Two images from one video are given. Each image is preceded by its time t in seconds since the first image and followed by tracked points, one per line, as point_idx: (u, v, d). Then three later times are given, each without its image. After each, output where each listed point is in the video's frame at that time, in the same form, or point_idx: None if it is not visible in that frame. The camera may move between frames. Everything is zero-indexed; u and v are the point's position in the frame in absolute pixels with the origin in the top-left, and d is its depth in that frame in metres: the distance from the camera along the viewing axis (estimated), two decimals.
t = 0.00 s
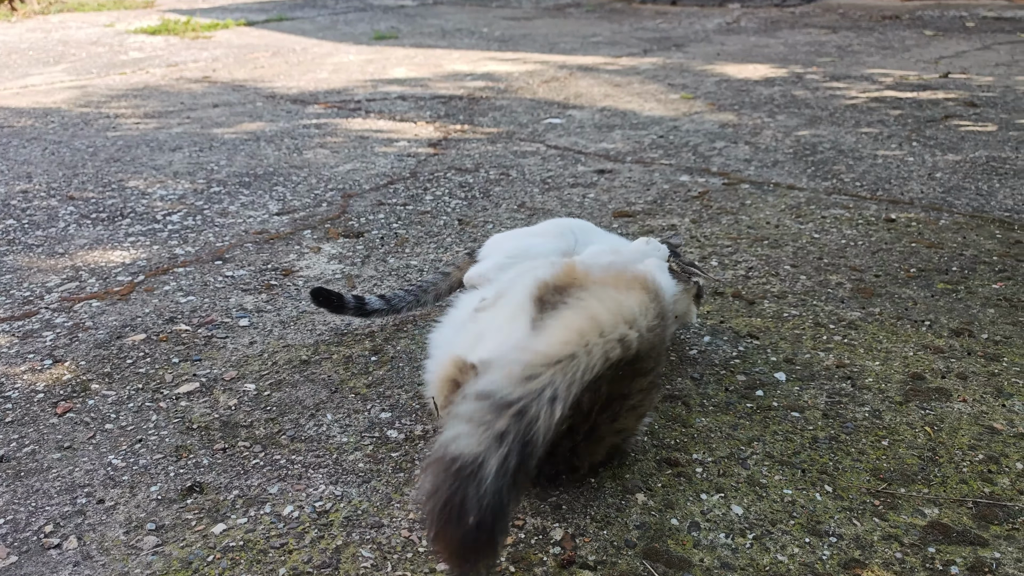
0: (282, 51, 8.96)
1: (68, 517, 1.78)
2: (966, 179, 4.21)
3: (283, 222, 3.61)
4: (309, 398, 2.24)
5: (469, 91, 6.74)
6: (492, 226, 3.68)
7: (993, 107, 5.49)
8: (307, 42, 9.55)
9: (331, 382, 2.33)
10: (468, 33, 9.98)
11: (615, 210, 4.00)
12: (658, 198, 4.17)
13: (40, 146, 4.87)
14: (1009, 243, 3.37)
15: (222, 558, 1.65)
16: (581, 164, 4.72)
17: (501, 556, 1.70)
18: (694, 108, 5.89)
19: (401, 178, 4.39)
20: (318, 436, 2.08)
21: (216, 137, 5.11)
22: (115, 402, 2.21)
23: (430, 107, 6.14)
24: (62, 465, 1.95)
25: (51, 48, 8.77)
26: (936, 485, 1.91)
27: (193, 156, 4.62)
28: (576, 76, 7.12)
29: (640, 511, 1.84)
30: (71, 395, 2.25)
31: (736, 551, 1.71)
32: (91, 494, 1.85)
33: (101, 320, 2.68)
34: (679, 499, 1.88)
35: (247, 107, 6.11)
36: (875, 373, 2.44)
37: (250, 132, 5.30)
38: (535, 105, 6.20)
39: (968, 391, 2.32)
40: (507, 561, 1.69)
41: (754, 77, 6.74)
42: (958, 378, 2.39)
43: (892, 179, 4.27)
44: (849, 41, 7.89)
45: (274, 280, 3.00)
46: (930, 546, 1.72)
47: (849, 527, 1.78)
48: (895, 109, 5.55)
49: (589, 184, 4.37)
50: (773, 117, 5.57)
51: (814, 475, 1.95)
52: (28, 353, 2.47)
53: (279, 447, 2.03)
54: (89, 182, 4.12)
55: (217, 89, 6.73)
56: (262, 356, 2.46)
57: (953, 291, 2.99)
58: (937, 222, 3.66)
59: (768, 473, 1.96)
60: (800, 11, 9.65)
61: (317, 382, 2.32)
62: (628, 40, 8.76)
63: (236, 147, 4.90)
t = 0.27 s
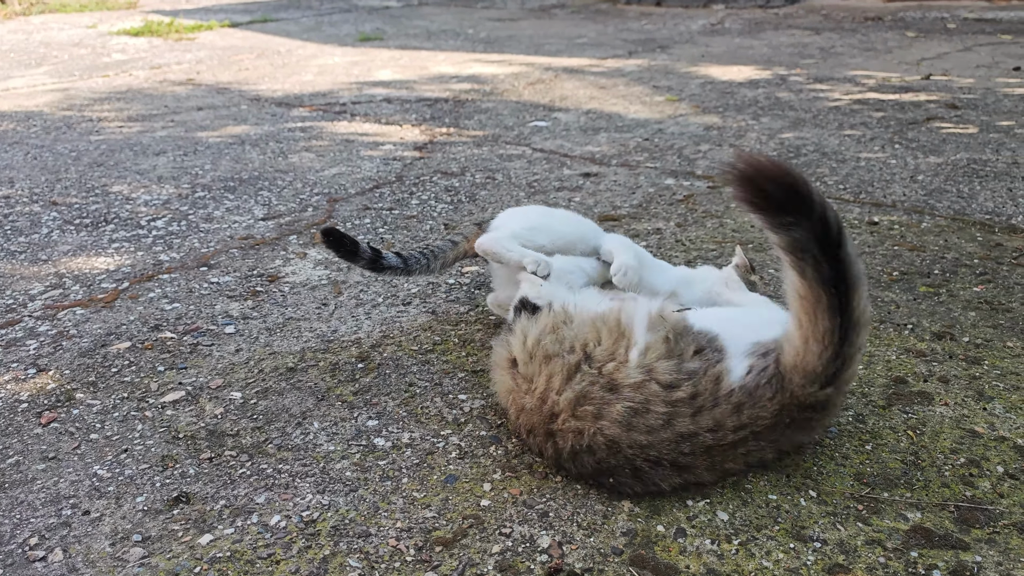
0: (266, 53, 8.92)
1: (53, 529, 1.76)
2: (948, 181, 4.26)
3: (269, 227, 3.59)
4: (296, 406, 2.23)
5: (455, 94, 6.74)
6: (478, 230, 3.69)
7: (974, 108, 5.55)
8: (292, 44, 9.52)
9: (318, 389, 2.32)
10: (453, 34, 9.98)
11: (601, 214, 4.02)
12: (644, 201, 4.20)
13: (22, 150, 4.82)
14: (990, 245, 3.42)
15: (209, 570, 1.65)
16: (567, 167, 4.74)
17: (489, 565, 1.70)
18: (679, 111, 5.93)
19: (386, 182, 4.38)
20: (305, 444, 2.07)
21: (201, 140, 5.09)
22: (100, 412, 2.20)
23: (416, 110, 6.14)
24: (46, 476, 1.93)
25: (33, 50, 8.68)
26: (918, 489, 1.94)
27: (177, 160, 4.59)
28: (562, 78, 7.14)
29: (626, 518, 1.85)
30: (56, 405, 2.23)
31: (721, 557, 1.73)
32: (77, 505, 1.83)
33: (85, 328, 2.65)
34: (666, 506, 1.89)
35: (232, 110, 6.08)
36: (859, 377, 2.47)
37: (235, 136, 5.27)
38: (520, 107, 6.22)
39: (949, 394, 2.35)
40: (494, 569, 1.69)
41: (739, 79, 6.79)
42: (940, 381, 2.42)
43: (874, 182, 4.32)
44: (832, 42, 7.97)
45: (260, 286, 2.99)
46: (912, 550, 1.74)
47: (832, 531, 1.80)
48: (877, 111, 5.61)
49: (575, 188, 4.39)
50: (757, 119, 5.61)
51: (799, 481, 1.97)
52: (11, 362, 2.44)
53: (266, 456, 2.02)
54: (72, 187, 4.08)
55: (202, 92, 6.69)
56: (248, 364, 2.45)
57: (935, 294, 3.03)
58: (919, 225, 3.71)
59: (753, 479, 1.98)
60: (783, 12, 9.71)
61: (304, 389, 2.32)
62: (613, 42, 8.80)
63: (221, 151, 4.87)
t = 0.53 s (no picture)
0: (251, 57, 8.88)
1: (38, 546, 1.75)
2: (929, 187, 4.32)
3: (254, 236, 3.58)
4: (282, 418, 2.23)
5: (440, 99, 6.75)
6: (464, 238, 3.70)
7: (954, 113, 5.62)
8: (277, 49, 9.48)
9: (304, 401, 2.32)
10: (438, 39, 9.99)
11: (586, 222, 4.05)
12: (629, 209, 4.22)
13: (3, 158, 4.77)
14: (970, 252, 3.47)
15: None
16: (552, 174, 4.76)
17: None
18: (663, 116, 5.97)
19: (372, 189, 4.38)
20: (292, 457, 2.07)
21: (185, 147, 5.06)
22: (85, 426, 2.18)
23: (401, 116, 6.14)
24: (31, 492, 1.91)
25: (15, 55, 8.60)
26: (900, 498, 1.97)
27: (162, 168, 4.56)
28: (547, 84, 7.17)
29: (612, 530, 1.87)
30: (40, 419, 2.21)
31: (706, 568, 1.74)
32: (62, 522, 1.82)
33: (69, 340, 2.63)
34: (651, 517, 1.91)
35: (216, 116, 6.04)
36: (842, 386, 2.51)
37: (219, 143, 5.25)
38: (506, 113, 6.23)
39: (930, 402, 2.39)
40: None
41: (723, 84, 6.85)
42: (921, 389, 2.46)
43: (857, 188, 4.37)
44: (815, 47, 8.06)
45: (245, 296, 2.98)
46: (894, 559, 1.77)
47: (816, 541, 1.82)
48: (860, 117, 5.69)
49: (560, 195, 4.41)
50: (741, 125, 5.66)
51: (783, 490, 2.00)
52: None
53: (253, 469, 2.02)
54: (55, 196, 4.04)
55: (186, 97, 6.65)
56: (234, 375, 2.44)
57: (916, 301, 3.07)
58: (900, 231, 3.76)
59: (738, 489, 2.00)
60: (767, 16, 9.79)
61: (290, 401, 2.32)
62: (598, 46, 8.84)
63: (205, 158, 4.85)
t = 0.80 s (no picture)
0: (235, 64, 8.84)
1: (22, 564, 1.73)
2: (910, 194, 4.38)
3: (239, 246, 3.57)
4: (269, 431, 2.23)
5: (425, 106, 6.75)
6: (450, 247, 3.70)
7: (934, 119, 5.71)
8: (261, 55, 9.45)
9: (290, 414, 2.32)
10: (423, 45, 9.99)
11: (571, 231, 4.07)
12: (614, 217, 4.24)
13: None
14: (949, 258, 3.53)
15: None
16: (537, 182, 4.77)
17: None
18: (648, 123, 6.01)
19: (357, 198, 4.37)
20: (278, 471, 2.07)
21: (169, 156, 5.03)
22: (69, 441, 2.17)
23: (387, 123, 6.14)
24: (15, 509, 1.90)
25: None
26: (882, 506, 1.99)
27: (145, 177, 4.53)
28: (531, 90, 7.20)
29: (598, 540, 1.88)
30: (23, 435, 2.19)
31: None
32: (46, 539, 1.80)
33: (52, 353, 2.61)
34: (637, 528, 1.93)
35: (200, 124, 6.01)
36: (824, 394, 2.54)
37: (204, 151, 5.22)
38: (491, 120, 6.25)
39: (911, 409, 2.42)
40: None
41: (706, 90, 6.91)
42: (902, 397, 2.49)
43: (839, 195, 4.43)
44: (797, 52, 8.16)
45: (230, 308, 2.97)
46: (877, 567, 1.79)
47: (799, 551, 1.84)
48: (842, 123, 5.76)
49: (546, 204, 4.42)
50: (724, 132, 5.72)
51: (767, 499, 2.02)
52: None
53: (239, 484, 2.01)
54: (37, 206, 4.01)
55: (169, 105, 6.61)
56: (220, 388, 2.44)
57: (897, 308, 3.11)
58: (882, 238, 3.82)
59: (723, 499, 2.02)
60: (749, 21, 9.88)
61: (277, 414, 2.31)
62: (583, 52, 8.89)
63: (189, 166, 4.83)
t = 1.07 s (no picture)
0: (218, 72, 8.80)
1: None
2: (891, 200, 4.44)
3: (225, 258, 3.56)
4: (257, 445, 2.23)
5: (410, 114, 6.76)
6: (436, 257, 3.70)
7: (914, 125, 5.79)
8: (244, 63, 9.41)
9: (279, 428, 2.31)
10: (407, 52, 10.00)
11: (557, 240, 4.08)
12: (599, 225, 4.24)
13: None
14: (930, 264, 3.58)
15: None
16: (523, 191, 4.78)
17: None
18: (632, 130, 6.06)
19: (343, 208, 4.37)
20: (267, 486, 2.06)
21: (153, 167, 4.99)
22: (55, 458, 2.15)
23: (371, 132, 6.13)
24: (1, 528, 1.88)
25: None
26: (866, 513, 2.02)
27: (129, 188, 4.50)
28: (516, 98, 7.23)
29: (586, 553, 1.89)
30: (9, 453, 2.17)
31: None
32: (34, 558, 1.79)
33: (37, 369, 2.60)
34: (626, 538, 1.94)
35: (184, 134, 5.98)
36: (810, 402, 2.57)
37: (188, 161, 5.19)
38: (476, 128, 6.27)
39: (894, 416, 2.46)
40: None
41: (689, 97, 6.98)
42: (885, 403, 2.53)
43: (821, 202, 4.49)
44: (779, 58, 8.26)
45: (217, 320, 2.97)
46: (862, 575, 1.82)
47: (786, 559, 1.87)
48: (823, 129, 5.84)
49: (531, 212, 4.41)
50: (707, 138, 5.77)
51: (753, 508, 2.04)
52: None
53: (229, 499, 2.01)
54: (20, 219, 3.96)
55: (153, 114, 6.56)
56: (207, 403, 2.43)
57: (880, 315, 3.16)
58: (863, 245, 3.87)
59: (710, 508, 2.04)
60: (731, 27, 9.99)
61: (265, 428, 2.31)
62: (566, 59, 8.94)
63: (173, 177, 4.80)
